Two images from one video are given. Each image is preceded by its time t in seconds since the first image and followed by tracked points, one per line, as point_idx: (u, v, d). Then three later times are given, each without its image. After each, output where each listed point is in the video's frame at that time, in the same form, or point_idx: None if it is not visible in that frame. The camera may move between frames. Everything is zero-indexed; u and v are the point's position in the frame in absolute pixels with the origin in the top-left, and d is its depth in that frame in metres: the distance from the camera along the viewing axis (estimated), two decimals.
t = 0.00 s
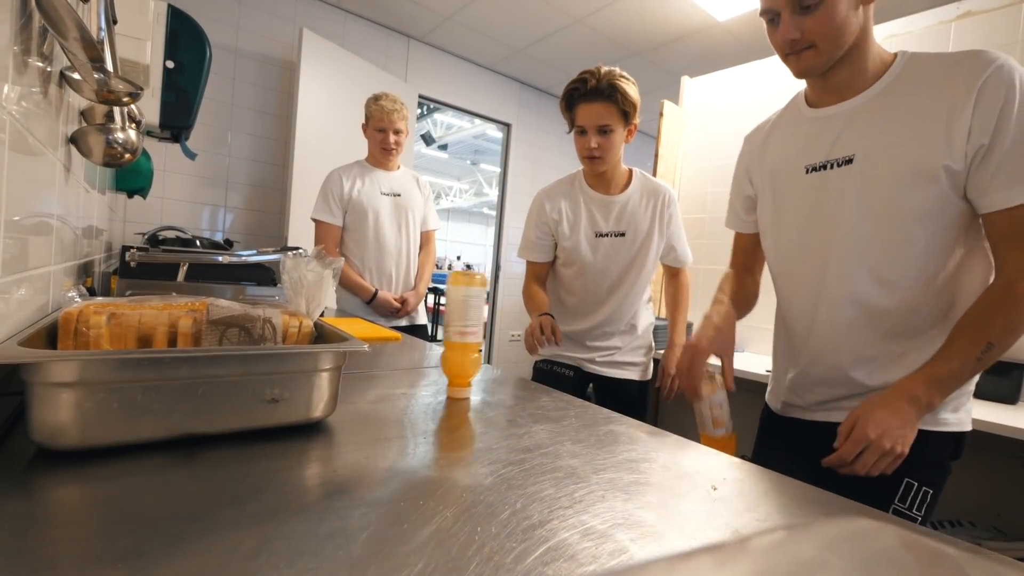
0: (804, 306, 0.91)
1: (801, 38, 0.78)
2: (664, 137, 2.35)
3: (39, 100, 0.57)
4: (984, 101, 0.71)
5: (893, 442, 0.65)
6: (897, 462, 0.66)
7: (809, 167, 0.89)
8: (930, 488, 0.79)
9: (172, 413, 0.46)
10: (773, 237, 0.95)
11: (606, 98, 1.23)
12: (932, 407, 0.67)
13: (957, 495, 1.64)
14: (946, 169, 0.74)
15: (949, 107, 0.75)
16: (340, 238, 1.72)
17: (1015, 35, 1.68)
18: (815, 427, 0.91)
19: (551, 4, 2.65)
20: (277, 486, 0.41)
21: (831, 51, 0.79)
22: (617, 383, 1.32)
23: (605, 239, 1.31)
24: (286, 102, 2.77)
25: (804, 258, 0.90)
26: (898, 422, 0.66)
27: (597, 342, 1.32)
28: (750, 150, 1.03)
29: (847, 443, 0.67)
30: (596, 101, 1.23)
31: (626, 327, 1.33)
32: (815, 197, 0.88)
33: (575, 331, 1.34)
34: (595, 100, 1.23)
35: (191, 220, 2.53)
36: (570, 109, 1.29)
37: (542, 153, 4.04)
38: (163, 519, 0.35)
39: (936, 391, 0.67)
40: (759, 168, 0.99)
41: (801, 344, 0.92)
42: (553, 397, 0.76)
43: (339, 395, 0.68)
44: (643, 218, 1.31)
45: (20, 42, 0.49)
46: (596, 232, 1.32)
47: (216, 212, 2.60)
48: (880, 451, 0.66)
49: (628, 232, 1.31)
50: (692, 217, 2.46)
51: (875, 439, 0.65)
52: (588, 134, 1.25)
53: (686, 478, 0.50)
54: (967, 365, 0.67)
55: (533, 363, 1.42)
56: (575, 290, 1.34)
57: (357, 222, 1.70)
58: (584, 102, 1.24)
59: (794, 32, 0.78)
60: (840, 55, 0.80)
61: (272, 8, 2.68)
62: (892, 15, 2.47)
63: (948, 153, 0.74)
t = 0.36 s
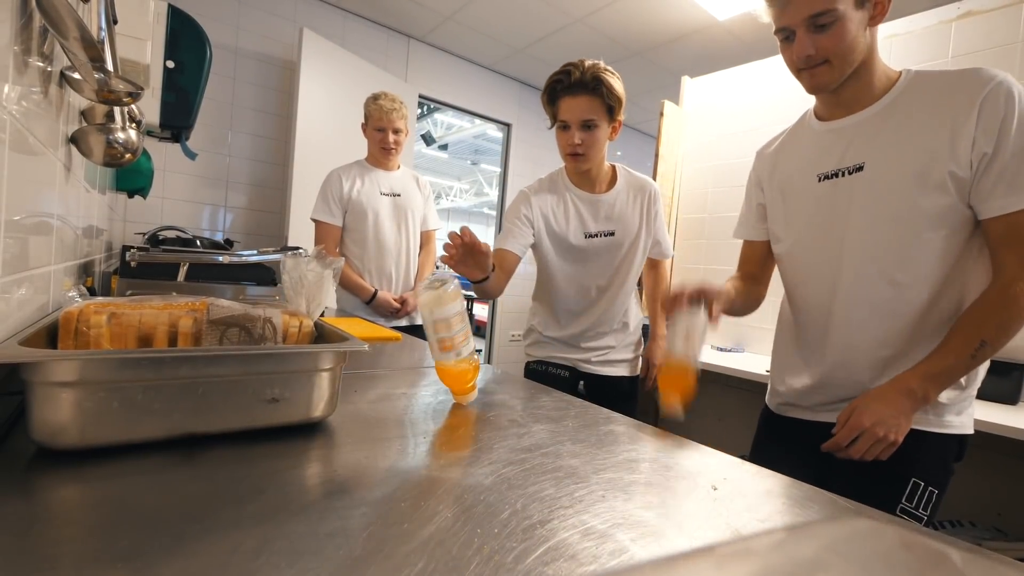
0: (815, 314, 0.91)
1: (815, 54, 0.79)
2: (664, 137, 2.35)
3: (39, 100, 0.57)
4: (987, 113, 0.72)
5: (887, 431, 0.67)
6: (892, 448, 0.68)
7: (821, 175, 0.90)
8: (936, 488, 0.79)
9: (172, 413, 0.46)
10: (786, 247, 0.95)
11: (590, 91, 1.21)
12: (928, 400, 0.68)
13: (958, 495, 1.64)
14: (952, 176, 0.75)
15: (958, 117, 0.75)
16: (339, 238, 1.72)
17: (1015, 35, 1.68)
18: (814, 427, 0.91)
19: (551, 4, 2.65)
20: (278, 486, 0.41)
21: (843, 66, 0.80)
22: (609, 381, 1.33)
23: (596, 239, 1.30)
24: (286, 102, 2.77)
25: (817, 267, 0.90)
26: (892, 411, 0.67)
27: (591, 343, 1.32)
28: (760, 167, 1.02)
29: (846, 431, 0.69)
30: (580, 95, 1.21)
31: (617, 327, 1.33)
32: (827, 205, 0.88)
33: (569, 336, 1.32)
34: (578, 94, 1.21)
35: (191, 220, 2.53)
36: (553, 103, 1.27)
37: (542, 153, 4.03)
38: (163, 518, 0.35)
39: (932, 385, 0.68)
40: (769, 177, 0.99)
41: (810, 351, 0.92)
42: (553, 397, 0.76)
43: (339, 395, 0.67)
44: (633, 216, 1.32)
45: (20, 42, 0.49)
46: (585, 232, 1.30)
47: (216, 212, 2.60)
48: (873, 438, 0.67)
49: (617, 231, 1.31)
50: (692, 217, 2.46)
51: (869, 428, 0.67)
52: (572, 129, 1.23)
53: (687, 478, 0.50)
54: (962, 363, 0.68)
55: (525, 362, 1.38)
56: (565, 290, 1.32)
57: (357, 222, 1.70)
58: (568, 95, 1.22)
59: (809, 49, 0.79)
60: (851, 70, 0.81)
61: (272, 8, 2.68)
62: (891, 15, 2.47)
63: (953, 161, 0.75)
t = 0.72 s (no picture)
0: (814, 312, 0.91)
1: (814, 43, 0.79)
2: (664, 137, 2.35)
3: (39, 100, 0.57)
4: (988, 109, 0.72)
5: (912, 423, 0.64)
6: (909, 440, 0.65)
7: (821, 176, 0.89)
8: (936, 488, 0.78)
9: (172, 413, 0.46)
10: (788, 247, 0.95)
11: (567, 102, 1.20)
12: (950, 392, 0.66)
13: (957, 495, 1.64)
14: (952, 176, 0.75)
15: (957, 116, 0.75)
16: (339, 239, 1.72)
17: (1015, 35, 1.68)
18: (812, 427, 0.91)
19: (551, 5, 2.65)
20: (277, 486, 0.41)
21: (843, 61, 0.79)
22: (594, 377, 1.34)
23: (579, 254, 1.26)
24: (286, 102, 2.77)
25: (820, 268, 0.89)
26: (915, 403, 0.64)
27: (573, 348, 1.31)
28: (762, 168, 1.02)
29: (863, 424, 0.63)
30: (557, 106, 1.19)
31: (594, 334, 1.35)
32: (828, 205, 0.88)
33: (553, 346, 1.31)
34: (555, 104, 1.19)
35: (191, 220, 2.53)
36: (527, 114, 1.24)
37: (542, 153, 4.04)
38: (163, 519, 0.35)
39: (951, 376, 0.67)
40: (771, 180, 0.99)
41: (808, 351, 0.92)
42: (553, 396, 0.76)
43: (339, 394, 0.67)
44: (612, 227, 1.30)
45: (20, 42, 0.49)
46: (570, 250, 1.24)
47: (216, 211, 2.60)
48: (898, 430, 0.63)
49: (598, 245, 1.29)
50: (692, 217, 2.46)
51: (896, 418, 0.62)
52: (551, 140, 1.20)
53: (686, 478, 0.50)
54: (982, 355, 0.67)
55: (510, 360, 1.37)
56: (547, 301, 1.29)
57: (356, 222, 1.70)
58: (544, 105, 1.20)
59: (808, 36, 0.79)
60: (849, 66, 0.80)
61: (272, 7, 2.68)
62: (891, 15, 2.47)
63: (953, 161, 0.75)
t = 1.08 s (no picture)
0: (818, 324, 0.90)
1: (795, 61, 0.79)
2: (664, 137, 2.35)
3: (40, 101, 0.57)
4: (985, 115, 0.73)
5: (892, 440, 0.66)
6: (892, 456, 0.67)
7: (816, 190, 0.89)
8: (945, 491, 0.79)
9: (173, 413, 0.46)
10: (782, 259, 0.94)
11: (589, 80, 1.18)
12: (932, 408, 0.67)
13: (959, 495, 1.64)
14: (957, 187, 0.75)
15: (953, 126, 0.75)
16: (339, 239, 1.72)
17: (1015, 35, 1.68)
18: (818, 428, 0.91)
19: (551, 5, 2.65)
20: (279, 486, 0.41)
21: (828, 74, 0.79)
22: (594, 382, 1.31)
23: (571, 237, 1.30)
24: (287, 102, 2.77)
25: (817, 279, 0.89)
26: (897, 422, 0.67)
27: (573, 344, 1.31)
28: (743, 171, 1.01)
29: (845, 441, 0.67)
30: (579, 84, 1.18)
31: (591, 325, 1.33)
32: (826, 218, 0.87)
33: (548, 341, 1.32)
34: (577, 82, 1.18)
35: (192, 221, 2.53)
36: (549, 91, 1.23)
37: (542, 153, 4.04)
38: (163, 518, 0.35)
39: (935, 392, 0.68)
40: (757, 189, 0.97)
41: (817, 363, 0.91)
42: (553, 397, 0.76)
43: (339, 395, 0.67)
44: (611, 215, 1.30)
45: (21, 43, 0.49)
46: (562, 228, 1.30)
47: (216, 212, 2.60)
48: (877, 447, 0.66)
49: (594, 231, 1.30)
50: (692, 217, 2.46)
51: (875, 437, 0.65)
52: (570, 120, 1.20)
53: (687, 477, 0.51)
54: (967, 369, 0.68)
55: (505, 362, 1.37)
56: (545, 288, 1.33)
57: (356, 222, 1.70)
58: (566, 83, 1.19)
59: (789, 54, 0.78)
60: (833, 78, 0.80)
61: (273, 8, 2.68)
62: (891, 15, 2.47)
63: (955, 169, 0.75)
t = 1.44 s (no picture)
0: (811, 316, 0.91)
1: (801, 51, 0.78)
2: (664, 137, 2.35)
3: (40, 100, 0.57)
4: (984, 110, 0.71)
5: (876, 431, 0.67)
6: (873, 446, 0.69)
7: (809, 179, 0.89)
8: (938, 488, 0.79)
9: (173, 413, 0.46)
10: (778, 248, 0.95)
11: (605, 103, 1.21)
12: (920, 400, 0.68)
13: (959, 494, 1.64)
14: (951, 183, 0.75)
15: (951, 120, 0.75)
16: (340, 238, 1.72)
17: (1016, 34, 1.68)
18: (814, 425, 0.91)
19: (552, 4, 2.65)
20: (279, 485, 0.41)
21: (831, 65, 0.79)
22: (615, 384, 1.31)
23: (591, 239, 1.32)
24: (287, 102, 2.77)
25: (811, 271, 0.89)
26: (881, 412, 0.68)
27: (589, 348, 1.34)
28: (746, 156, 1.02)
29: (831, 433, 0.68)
30: (595, 107, 1.21)
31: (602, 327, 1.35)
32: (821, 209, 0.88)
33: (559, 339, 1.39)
34: (593, 105, 1.21)
35: (192, 220, 2.53)
36: (569, 112, 1.27)
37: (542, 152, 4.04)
38: (164, 518, 0.35)
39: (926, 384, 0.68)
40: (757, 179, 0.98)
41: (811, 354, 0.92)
42: (553, 396, 0.75)
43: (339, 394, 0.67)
44: (627, 220, 1.30)
45: (21, 42, 0.49)
46: (582, 230, 1.33)
47: (216, 211, 2.60)
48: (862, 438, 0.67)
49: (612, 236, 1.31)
50: (692, 217, 2.46)
51: (858, 428, 0.66)
52: (587, 139, 1.24)
53: (687, 477, 0.50)
54: (957, 364, 0.68)
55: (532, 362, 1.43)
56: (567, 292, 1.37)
57: (357, 222, 1.70)
58: (582, 106, 1.22)
59: (795, 45, 0.78)
60: (837, 68, 0.80)
61: (273, 7, 2.68)
62: (892, 14, 2.47)
63: (951, 166, 0.74)
